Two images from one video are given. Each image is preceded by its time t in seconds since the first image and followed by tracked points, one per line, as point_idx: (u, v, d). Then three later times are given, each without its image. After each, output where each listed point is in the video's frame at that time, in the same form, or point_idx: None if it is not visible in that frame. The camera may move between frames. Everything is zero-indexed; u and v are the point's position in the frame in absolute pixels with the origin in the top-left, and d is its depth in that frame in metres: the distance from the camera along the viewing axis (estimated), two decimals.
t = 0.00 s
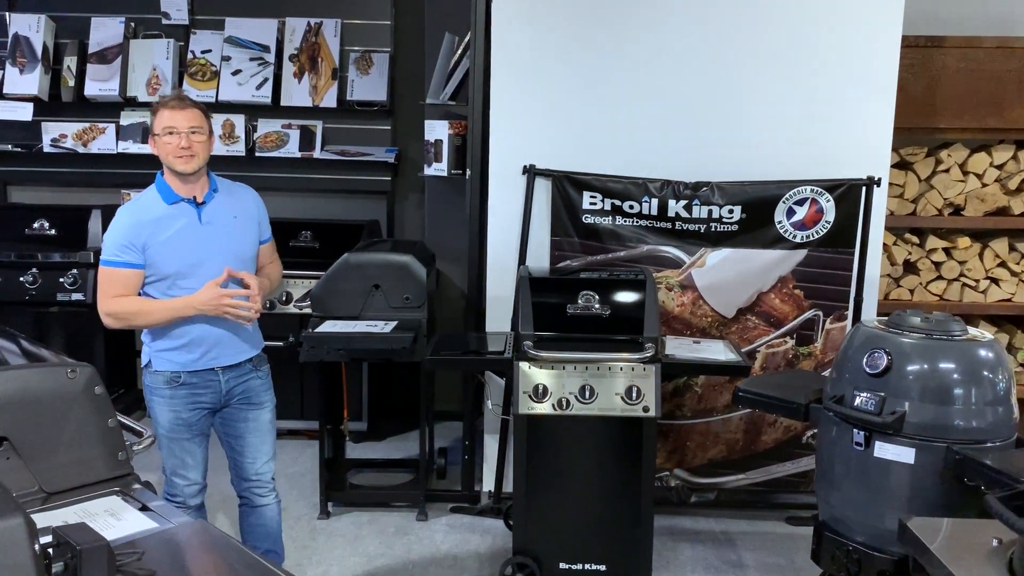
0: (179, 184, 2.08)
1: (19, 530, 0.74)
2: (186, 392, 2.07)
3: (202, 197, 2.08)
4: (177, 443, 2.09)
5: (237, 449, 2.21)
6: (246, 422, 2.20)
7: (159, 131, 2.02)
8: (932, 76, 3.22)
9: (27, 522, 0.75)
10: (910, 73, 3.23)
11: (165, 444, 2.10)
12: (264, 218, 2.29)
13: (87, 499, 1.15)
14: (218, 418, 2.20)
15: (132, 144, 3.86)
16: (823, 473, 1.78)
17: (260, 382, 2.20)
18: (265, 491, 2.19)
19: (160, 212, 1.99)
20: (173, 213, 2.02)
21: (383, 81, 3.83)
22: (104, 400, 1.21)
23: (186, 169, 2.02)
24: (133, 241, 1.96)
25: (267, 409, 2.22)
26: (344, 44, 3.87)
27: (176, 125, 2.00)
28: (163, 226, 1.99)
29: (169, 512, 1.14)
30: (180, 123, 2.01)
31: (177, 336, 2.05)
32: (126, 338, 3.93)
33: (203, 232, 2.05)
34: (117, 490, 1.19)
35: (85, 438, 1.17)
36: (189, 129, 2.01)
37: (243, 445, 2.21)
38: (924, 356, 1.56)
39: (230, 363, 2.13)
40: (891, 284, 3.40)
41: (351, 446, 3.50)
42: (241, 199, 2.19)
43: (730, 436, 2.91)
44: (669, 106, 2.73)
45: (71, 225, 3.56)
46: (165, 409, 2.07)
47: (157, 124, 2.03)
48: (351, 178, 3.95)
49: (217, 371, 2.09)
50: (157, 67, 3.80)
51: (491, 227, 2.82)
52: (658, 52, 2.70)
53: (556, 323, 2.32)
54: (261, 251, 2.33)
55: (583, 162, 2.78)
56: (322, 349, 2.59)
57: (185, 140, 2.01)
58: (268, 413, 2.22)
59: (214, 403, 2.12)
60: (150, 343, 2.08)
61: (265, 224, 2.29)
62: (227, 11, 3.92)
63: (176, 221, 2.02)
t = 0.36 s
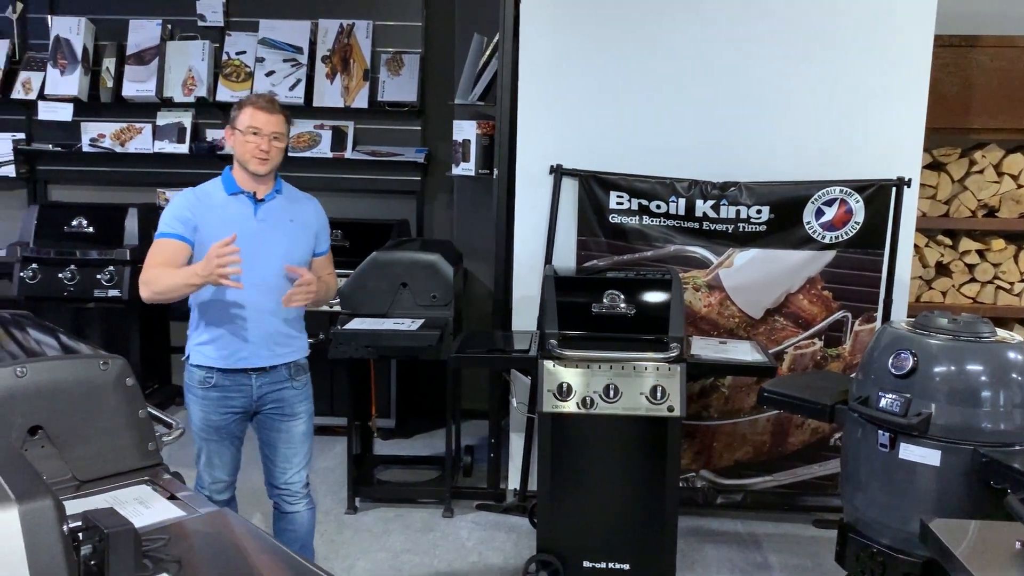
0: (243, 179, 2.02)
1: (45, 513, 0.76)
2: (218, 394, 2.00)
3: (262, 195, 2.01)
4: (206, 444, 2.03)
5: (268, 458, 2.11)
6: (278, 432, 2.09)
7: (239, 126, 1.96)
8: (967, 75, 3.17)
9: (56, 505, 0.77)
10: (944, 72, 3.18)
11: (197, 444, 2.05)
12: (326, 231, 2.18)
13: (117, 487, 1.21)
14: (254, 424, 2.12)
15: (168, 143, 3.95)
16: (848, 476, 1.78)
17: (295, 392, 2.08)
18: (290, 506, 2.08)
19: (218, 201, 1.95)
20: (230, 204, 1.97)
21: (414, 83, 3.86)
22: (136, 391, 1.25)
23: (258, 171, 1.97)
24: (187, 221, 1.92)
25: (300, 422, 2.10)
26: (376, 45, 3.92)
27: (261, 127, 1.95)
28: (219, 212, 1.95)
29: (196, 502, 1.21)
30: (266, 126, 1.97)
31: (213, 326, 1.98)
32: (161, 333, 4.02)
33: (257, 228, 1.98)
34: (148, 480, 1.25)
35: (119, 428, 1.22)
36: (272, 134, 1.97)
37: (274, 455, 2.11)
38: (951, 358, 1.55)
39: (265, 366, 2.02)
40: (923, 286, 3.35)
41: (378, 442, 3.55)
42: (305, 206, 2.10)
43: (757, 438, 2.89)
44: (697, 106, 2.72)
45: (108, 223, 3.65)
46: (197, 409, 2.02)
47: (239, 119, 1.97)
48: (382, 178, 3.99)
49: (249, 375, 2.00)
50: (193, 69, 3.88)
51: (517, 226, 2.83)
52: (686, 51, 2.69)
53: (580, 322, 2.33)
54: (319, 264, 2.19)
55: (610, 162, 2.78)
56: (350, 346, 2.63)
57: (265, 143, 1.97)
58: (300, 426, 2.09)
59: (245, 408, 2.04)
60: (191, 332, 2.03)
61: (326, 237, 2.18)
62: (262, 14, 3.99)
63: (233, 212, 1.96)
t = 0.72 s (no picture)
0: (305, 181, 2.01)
1: (94, 500, 0.76)
2: (286, 398, 1.98)
3: (328, 198, 1.99)
4: (270, 448, 2.01)
5: (326, 462, 2.10)
6: (341, 438, 2.08)
7: (303, 129, 1.94)
8: (1005, 76, 3.12)
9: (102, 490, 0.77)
10: (982, 73, 3.14)
11: (259, 447, 2.03)
12: (390, 228, 2.16)
13: (161, 477, 1.29)
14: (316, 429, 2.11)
15: (209, 146, 4.06)
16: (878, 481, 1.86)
17: (360, 400, 2.07)
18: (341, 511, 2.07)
19: (283, 207, 1.94)
20: (296, 209, 1.95)
21: (448, 85, 3.91)
22: (175, 384, 1.33)
23: (324, 175, 1.96)
24: (253, 231, 1.91)
25: (364, 429, 2.09)
26: (411, 49, 3.98)
27: (326, 131, 1.93)
28: (286, 219, 1.93)
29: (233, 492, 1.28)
30: (331, 130, 1.95)
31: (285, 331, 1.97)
32: (200, 330, 4.13)
33: (323, 231, 1.96)
34: (186, 471, 1.33)
35: (159, 420, 1.30)
36: (336, 137, 1.95)
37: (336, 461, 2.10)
38: (982, 361, 1.62)
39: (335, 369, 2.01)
40: (959, 289, 3.30)
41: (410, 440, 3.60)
42: (368, 205, 2.09)
43: (788, 440, 2.87)
44: (729, 108, 2.72)
45: (150, 223, 3.76)
46: (263, 411, 2.01)
47: (302, 122, 1.95)
48: (416, 179, 4.05)
49: (318, 377, 1.99)
50: (233, 72, 3.98)
51: (549, 228, 2.86)
52: (718, 53, 2.70)
53: (609, 323, 2.35)
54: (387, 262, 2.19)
55: (641, 164, 2.79)
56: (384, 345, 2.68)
57: (330, 147, 1.95)
58: (362, 433, 2.08)
59: (311, 413, 2.02)
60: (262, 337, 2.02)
61: (391, 235, 2.17)
62: (300, 18, 4.07)
63: (300, 217, 1.95)
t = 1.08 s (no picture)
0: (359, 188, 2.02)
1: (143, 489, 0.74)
2: (339, 395, 1.98)
3: (380, 204, 2.02)
4: (322, 447, 1.99)
5: (365, 459, 2.13)
6: (386, 436, 2.11)
7: (360, 137, 1.95)
8: None
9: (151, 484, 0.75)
10: (1007, 75, 3.13)
11: (309, 448, 2.01)
12: (432, 234, 2.20)
13: (199, 471, 1.37)
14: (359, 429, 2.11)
15: (237, 148, 4.16)
16: (900, 478, 1.99)
17: (406, 399, 2.11)
18: (378, 507, 2.11)
19: (338, 211, 1.94)
20: (350, 214, 1.96)
21: (473, 88, 3.95)
22: (211, 382, 1.43)
23: (379, 184, 1.97)
24: (308, 236, 1.91)
25: (407, 427, 2.14)
26: (436, 52, 4.03)
27: (383, 140, 1.94)
28: (341, 224, 1.94)
29: (267, 485, 1.37)
30: (387, 138, 1.95)
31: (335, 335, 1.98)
32: (228, 329, 4.21)
33: (376, 237, 1.98)
34: (222, 465, 1.41)
35: (196, 417, 1.40)
36: (393, 146, 1.96)
37: (381, 458, 2.12)
38: (1005, 364, 1.73)
39: (385, 370, 2.04)
40: (983, 291, 3.29)
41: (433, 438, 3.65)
42: (415, 212, 2.12)
43: (810, 441, 2.89)
44: (751, 110, 2.74)
45: (180, 224, 3.84)
46: (315, 411, 1.99)
47: (359, 129, 1.95)
48: (440, 180, 4.11)
49: (370, 379, 2.00)
50: (261, 76, 4.06)
51: (572, 229, 2.90)
52: (741, 57, 2.71)
53: (631, 323, 2.39)
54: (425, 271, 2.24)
55: (664, 165, 2.82)
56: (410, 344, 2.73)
57: (386, 155, 1.96)
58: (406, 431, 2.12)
59: (362, 412, 2.03)
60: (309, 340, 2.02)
61: (432, 242, 2.20)
62: (327, 21, 4.13)
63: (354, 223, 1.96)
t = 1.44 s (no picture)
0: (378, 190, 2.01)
1: (183, 473, 0.78)
2: (368, 398, 1.97)
3: (401, 206, 2.01)
4: (350, 450, 1.98)
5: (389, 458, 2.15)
6: (411, 437, 2.12)
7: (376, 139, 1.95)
8: None
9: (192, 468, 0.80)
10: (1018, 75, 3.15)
11: (337, 449, 1.99)
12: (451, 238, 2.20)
13: (227, 462, 1.42)
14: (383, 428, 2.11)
15: (253, 149, 4.19)
16: (911, 475, 2.02)
17: (431, 401, 2.10)
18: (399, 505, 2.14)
19: (359, 214, 1.94)
20: (371, 216, 1.96)
21: (486, 89, 3.99)
22: (236, 375, 1.48)
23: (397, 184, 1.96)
24: (331, 235, 1.90)
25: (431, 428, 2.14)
26: (450, 53, 4.07)
27: (399, 141, 1.93)
28: (362, 226, 1.93)
29: (292, 476, 1.41)
30: (402, 138, 1.95)
31: (362, 337, 1.96)
32: (244, 327, 4.27)
33: (399, 238, 1.97)
34: (247, 457, 1.46)
35: (223, 410, 1.45)
36: (408, 146, 1.95)
37: (404, 458, 2.14)
38: (1014, 360, 1.78)
39: (412, 373, 2.02)
40: (994, 291, 3.31)
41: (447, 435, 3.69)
42: (435, 213, 2.12)
43: (821, 439, 2.91)
44: (763, 111, 2.77)
45: (198, 224, 3.90)
46: (344, 414, 1.97)
47: (375, 131, 1.95)
48: (453, 179, 4.16)
49: (397, 381, 1.99)
50: (277, 77, 4.11)
51: (586, 228, 2.93)
52: (753, 59, 2.74)
53: (644, 321, 2.42)
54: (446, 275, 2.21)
55: (677, 165, 2.85)
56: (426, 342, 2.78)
57: (402, 155, 1.95)
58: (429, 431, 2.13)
59: (389, 414, 2.02)
60: (335, 344, 1.99)
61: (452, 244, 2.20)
62: (342, 24, 4.18)
63: (376, 224, 1.95)
